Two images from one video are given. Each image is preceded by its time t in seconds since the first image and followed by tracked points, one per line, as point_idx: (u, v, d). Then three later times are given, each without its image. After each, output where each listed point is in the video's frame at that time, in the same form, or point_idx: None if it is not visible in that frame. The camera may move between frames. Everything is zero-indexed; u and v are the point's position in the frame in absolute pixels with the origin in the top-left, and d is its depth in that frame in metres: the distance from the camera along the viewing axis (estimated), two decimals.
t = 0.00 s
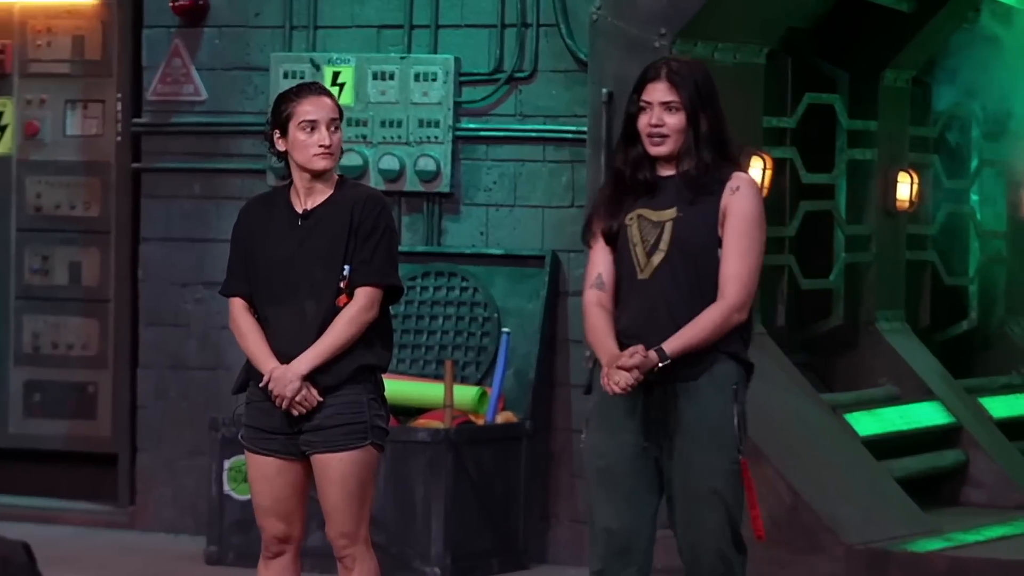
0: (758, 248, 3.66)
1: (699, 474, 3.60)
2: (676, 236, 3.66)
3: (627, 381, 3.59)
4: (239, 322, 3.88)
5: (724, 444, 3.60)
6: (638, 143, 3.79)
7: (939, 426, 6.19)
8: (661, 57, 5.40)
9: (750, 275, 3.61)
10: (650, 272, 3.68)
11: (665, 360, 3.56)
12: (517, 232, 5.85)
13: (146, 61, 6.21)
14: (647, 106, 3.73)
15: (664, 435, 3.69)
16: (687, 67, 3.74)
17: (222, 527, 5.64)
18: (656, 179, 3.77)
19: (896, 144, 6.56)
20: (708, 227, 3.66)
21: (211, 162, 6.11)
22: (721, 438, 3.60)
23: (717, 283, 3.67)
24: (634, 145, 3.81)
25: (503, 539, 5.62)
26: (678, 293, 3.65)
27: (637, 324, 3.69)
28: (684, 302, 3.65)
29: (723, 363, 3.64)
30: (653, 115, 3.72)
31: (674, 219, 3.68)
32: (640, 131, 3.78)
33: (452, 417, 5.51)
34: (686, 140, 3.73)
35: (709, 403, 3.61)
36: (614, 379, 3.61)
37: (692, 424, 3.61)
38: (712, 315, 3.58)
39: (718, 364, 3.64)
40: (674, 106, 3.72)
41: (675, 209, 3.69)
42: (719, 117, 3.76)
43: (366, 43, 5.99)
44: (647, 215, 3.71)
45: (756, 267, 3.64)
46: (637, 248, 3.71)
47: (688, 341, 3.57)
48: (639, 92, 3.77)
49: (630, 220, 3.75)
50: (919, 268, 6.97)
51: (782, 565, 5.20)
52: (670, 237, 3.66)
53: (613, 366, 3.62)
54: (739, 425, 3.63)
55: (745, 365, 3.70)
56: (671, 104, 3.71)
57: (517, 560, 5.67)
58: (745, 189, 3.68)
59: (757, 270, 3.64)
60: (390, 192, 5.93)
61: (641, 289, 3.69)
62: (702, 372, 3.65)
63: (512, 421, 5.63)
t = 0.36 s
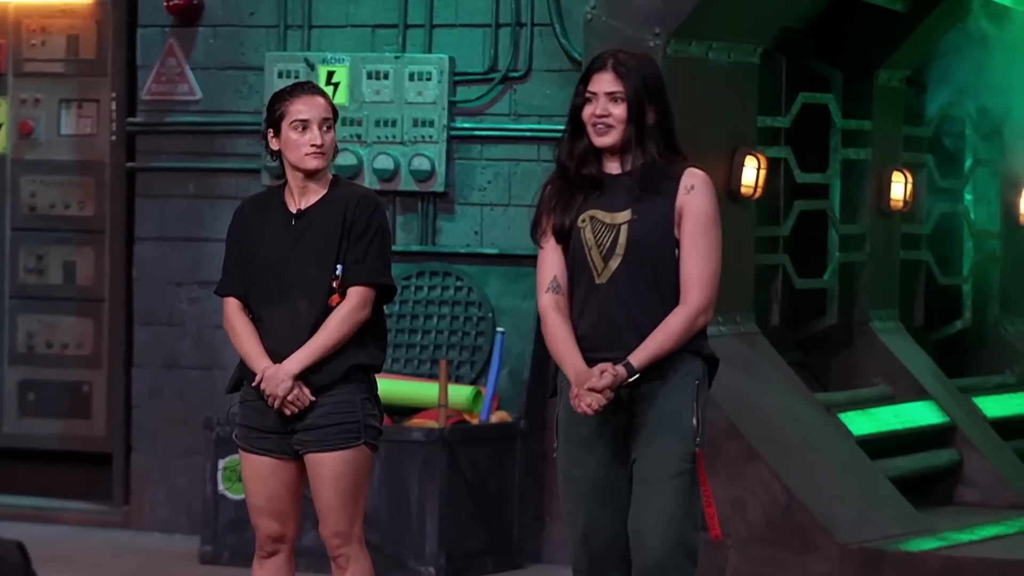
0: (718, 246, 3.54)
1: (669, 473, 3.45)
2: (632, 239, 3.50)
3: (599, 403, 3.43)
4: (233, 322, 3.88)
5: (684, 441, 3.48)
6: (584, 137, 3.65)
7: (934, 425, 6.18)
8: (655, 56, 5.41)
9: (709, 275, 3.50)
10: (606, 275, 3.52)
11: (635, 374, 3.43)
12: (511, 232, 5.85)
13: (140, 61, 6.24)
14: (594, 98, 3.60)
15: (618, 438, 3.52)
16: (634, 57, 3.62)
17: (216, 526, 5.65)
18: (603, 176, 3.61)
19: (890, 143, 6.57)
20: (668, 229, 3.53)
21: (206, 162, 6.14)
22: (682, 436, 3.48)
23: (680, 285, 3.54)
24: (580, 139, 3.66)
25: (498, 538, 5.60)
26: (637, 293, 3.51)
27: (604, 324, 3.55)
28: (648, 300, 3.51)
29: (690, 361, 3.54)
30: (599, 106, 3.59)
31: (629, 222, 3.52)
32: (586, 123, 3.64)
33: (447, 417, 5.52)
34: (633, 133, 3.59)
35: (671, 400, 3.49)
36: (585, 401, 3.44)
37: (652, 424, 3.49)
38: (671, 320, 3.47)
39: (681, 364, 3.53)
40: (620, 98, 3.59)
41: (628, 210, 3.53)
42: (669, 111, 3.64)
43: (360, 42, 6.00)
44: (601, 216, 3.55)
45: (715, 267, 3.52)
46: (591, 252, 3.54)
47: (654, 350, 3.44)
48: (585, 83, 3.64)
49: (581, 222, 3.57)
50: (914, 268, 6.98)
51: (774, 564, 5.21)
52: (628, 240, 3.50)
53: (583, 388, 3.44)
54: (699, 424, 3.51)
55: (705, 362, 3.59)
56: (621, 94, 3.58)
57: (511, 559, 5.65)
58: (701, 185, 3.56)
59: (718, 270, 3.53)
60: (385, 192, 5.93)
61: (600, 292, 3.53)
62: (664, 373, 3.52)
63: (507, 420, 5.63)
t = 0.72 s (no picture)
0: (696, 253, 3.35)
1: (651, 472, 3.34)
2: (609, 238, 3.37)
3: (542, 405, 3.32)
4: (231, 322, 3.88)
5: (646, 450, 3.31)
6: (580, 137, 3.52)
7: (931, 425, 6.19)
8: (653, 57, 5.41)
9: (682, 282, 3.32)
10: (585, 273, 3.41)
11: (587, 378, 3.30)
12: (508, 232, 5.84)
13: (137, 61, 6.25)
14: (590, 96, 3.42)
15: (587, 442, 3.39)
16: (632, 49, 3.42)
17: (214, 527, 5.64)
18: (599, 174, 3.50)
19: (888, 143, 6.58)
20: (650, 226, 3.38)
21: (204, 162, 6.14)
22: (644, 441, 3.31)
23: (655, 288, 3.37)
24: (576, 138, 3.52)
25: (495, 538, 5.58)
26: (610, 297, 3.39)
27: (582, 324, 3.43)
28: (625, 299, 3.38)
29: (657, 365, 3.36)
30: (596, 104, 3.40)
31: (610, 220, 3.39)
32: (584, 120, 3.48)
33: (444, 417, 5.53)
34: (627, 130, 3.42)
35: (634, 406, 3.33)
36: (530, 401, 3.34)
37: (614, 428, 3.34)
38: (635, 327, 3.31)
39: (647, 368, 3.35)
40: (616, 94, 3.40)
41: (612, 211, 3.39)
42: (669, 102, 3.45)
43: (358, 43, 6.00)
44: (588, 212, 3.43)
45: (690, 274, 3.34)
46: (574, 248, 3.43)
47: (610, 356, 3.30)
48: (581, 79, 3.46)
49: (571, 216, 3.47)
50: (911, 269, 7.00)
51: (771, 564, 5.21)
52: (605, 238, 3.38)
53: (530, 387, 3.34)
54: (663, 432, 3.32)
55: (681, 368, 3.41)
56: (613, 89, 3.40)
57: (508, 558, 5.62)
58: (687, 189, 3.37)
59: (695, 276, 3.35)
60: (382, 192, 5.93)
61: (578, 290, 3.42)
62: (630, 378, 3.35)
63: (504, 420, 5.64)
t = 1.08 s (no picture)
0: (664, 253, 3.26)
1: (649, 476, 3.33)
2: (583, 238, 3.34)
3: (509, 417, 3.35)
4: (231, 322, 3.88)
5: (620, 455, 3.26)
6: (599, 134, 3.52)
7: (930, 425, 6.19)
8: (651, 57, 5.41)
9: (648, 283, 3.24)
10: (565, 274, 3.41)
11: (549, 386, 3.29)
12: (507, 232, 5.84)
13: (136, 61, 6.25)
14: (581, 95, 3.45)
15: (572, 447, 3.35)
16: (632, 52, 3.39)
17: (212, 527, 5.64)
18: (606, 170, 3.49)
19: (886, 143, 6.58)
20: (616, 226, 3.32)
21: (203, 161, 6.14)
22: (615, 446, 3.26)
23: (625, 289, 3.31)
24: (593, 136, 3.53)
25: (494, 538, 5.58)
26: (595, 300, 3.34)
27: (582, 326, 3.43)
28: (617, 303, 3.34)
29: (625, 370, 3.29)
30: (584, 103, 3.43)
31: (587, 220, 3.35)
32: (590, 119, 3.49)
33: (443, 417, 5.54)
34: (602, 129, 3.39)
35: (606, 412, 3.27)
36: (500, 412, 3.37)
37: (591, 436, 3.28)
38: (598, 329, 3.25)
39: (617, 371, 3.29)
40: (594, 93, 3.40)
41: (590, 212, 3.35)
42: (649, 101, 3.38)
43: (356, 43, 6.00)
44: (575, 212, 3.40)
45: (657, 273, 3.25)
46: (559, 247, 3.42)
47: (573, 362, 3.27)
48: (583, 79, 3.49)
49: (564, 215, 3.44)
50: (909, 269, 7.01)
51: (769, 564, 5.22)
52: (580, 238, 3.35)
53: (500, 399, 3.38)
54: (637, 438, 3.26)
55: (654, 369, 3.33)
56: (596, 87, 3.38)
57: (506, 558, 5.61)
58: (655, 189, 3.29)
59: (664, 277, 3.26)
60: (381, 192, 5.93)
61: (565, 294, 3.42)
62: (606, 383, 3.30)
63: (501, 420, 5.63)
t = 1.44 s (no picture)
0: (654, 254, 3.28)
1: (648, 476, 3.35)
2: (571, 237, 3.34)
3: (485, 403, 3.30)
4: (234, 321, 3.88)
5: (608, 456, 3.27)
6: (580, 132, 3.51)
7: (931, 425, 6.19)
8: (651, 57, 5.41)
9: (638, 284, 3.25)
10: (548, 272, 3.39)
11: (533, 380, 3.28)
12: (507, 232, 5.84)
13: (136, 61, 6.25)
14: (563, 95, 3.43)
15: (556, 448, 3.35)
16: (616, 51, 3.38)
17: (213, 527, 5.64)
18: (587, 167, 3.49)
19: (887, 143, 6.58)
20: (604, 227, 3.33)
21: (204, 162, 6.14)
22: (607, 448, 3.26)
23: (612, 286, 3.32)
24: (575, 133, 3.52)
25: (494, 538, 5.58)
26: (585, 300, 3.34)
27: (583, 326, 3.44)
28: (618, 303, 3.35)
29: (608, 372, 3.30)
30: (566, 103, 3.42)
31: (574, 220, 3.35)
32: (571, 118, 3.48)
33: (443, 417, 5.55)
34: (587, 129, 3.38)
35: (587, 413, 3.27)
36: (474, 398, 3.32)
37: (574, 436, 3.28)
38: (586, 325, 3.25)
39: (600, 374, 3.29)
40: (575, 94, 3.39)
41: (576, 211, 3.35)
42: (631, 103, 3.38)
43: (356, 43, 6.00)
44: (560, 211, 3.40)
45: (648, 274, 3.27)
46: (542, 246, 3.41)
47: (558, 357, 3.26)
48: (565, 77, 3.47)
49: (546, 213, 3.44)
50: (909, 269, 7.02)
51: (770, 564, 5.22)
52: (567, 237, 3.35)
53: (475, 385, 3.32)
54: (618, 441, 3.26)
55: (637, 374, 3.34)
56: (580, 87, 3.37)
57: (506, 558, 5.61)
58: (648, 189, 3.30)
59: (653, 280, 3.28)
60: (381, 192, 5.93)
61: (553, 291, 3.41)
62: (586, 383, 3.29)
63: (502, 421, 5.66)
